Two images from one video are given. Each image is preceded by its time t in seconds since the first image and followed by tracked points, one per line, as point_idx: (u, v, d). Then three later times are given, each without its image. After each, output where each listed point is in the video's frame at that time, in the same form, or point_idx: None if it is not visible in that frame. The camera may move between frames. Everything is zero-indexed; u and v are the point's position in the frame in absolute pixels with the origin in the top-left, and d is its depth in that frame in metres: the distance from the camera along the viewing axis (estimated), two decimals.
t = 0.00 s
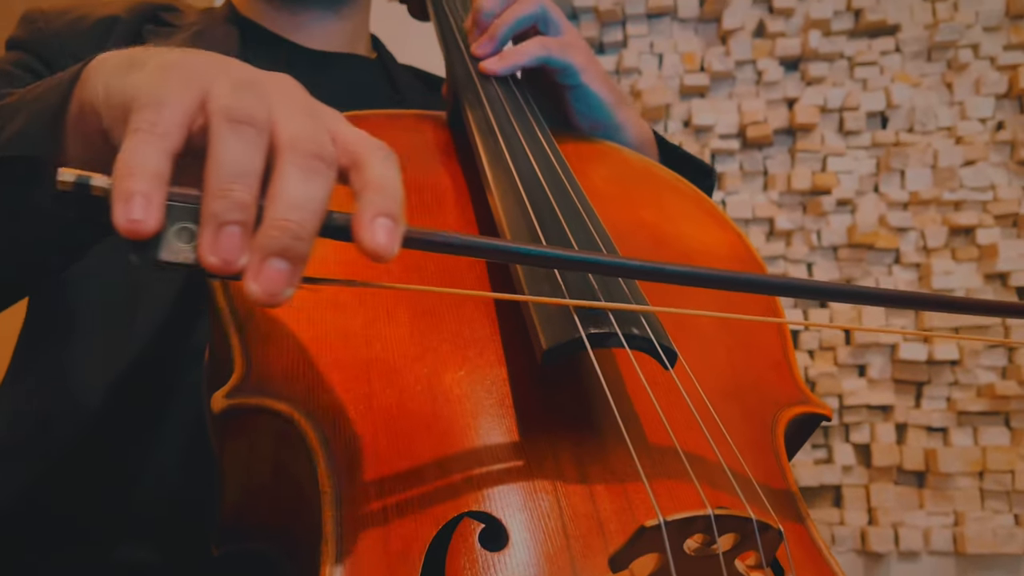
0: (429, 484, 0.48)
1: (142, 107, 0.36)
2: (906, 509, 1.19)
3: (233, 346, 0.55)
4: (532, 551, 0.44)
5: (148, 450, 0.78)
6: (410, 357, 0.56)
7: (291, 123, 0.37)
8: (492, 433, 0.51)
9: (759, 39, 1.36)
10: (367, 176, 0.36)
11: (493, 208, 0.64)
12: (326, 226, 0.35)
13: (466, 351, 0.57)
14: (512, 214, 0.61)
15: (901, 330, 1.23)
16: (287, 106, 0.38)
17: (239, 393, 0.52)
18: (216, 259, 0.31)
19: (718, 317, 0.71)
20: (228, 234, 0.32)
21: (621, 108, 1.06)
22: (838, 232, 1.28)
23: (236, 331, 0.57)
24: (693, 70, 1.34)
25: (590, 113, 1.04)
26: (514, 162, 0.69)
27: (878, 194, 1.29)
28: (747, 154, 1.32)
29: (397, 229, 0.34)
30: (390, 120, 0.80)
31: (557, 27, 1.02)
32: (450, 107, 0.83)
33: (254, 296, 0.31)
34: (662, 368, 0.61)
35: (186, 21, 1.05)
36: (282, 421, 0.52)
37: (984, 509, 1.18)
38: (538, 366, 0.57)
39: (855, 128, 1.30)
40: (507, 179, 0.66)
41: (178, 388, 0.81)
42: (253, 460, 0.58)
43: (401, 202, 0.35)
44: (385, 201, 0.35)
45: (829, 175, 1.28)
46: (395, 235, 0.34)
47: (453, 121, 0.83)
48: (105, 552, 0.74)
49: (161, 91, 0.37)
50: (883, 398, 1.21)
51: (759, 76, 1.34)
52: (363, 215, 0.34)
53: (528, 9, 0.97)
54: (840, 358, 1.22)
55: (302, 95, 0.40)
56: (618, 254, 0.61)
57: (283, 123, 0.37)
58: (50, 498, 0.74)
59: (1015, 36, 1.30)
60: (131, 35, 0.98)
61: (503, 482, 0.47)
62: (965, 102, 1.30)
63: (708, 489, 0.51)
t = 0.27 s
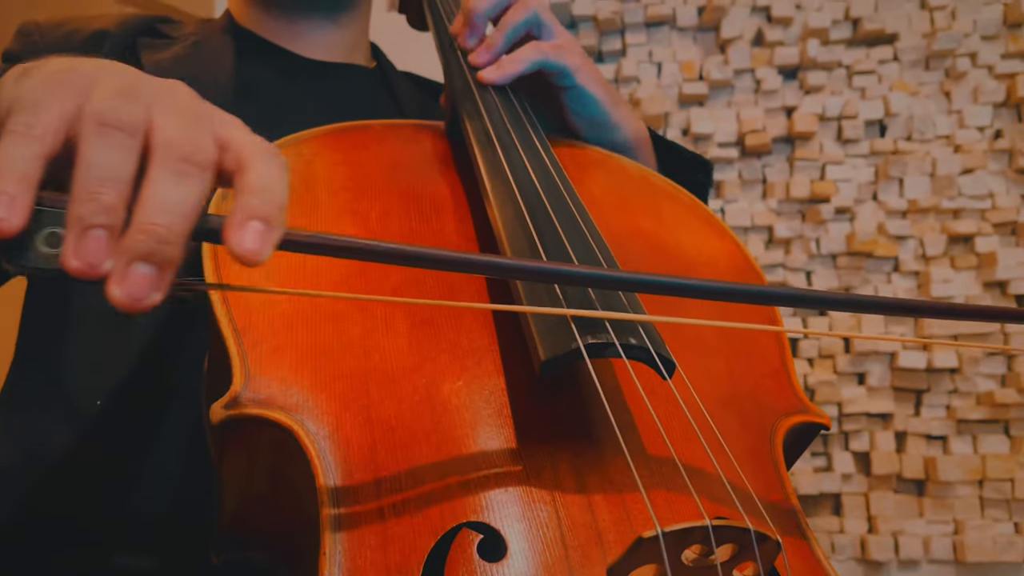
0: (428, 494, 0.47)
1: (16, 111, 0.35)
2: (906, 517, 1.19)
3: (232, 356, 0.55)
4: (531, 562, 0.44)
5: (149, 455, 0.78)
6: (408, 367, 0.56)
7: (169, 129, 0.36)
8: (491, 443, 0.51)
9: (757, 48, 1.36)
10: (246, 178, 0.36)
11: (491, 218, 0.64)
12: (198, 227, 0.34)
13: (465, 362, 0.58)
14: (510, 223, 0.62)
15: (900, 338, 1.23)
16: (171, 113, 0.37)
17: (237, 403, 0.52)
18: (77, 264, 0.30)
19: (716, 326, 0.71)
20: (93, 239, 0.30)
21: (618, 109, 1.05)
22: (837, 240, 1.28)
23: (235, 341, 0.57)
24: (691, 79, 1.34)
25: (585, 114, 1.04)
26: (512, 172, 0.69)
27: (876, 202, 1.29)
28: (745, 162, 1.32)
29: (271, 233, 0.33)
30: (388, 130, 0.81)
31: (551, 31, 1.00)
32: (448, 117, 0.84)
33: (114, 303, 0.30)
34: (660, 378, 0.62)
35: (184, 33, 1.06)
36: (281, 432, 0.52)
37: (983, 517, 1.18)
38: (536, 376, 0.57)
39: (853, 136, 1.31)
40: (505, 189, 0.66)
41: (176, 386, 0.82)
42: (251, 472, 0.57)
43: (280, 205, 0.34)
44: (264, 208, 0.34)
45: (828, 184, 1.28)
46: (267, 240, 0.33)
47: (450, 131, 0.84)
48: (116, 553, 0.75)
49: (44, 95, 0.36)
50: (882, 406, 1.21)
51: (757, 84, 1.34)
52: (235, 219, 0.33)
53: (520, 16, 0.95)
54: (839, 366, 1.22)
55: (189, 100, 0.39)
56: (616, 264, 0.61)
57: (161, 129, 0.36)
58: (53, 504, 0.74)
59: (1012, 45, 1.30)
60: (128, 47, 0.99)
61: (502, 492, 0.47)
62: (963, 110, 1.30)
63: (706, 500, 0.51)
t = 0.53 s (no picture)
0: (429, 510, 0.48)
1: None
2: (908, 527, 1.18)
3: (232, 371, 0.55)
4: None
5: (145, 461, 0.80)
6: (409, 381, 0.56)
7: (31, 130, 0.36)
8: (492, 457, 0.51)
9: (757, 59, 1.37)
10: (110, 182, 0.36)
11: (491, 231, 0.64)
12: (52, 231, 0.35)
13: (465, 376, 0.58)
14: (510, 236, 0.62)
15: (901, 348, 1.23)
16: (37, 113, 0.37)
17: (238, 417, 0.52)
18: None
19: (717, 338, 0.71)
20: None
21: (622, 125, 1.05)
22: (838, 250, 1.28)
23: (236, 356, 0.57)
24: (692, 89, 1.34)
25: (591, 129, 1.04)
26: (512, 185, 0.69)
27: (877, 212, 1.29)
28: (746, 172, 1.33)
29: (127, 246, 0.34)
30: (388, 143, 0.81)
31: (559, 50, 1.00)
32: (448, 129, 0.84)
33: None
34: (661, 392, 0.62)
35: (181, 48, 1.07)
36: (282, 447, 0.52)
37: (986, 528, 1.17)
38: (536, 390, 0.57)
39: (853, 146, 1.31)
40: (505, 202, 0.66)
41: (171, 392, 0.82)
42: (252, 487, 0.57)
43: (140, 215, 0.35)
44: (125, 218, 0.34)
45: (828, 194, 1.28)
46: (122, 253, 0.34)
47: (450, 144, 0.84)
48: (113, 558, 0.76)
49: None
50: (884, 415, 1.21)
51: (758, 95, 1.35)
52: (89, 228, 0.34)
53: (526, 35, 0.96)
54: (840, 376, 1.22)
55: (62, 99, 0.39)
56: (615, 277, 0.61)
57: (21, 129, 0.36)
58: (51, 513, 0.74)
59: (1012, 55, 1.31)
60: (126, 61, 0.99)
61: (503, 507, 0.47)
62: (962, 120, 1.30)
63: (709, 516, 0.51)
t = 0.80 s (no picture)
0: (425, 527, 0.48)
1: None
2: (909, 538, 1.18)
3: (228, 387, 0.55)
4: None
5: (143, 467, 0.79)
6: (405, 397, 0.56)
7: None
8: (489, 473, 0.51)
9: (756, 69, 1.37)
10: None
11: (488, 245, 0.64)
12: None
13: (462, 391, 0.58)
14: (506, 251, 0.62)
15: (901, 357, 1.23)
16: None
17: (234, 434, 0.52)
18: None
19: (714, 352, 0.71)
20: None
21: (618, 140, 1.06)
22: (837, 260, 1.28)
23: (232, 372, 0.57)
24: (690, 99, 1.35)
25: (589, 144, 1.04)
26: (508, 199, 0.69)
27: (876, 222, 1.29)
28: (745, 183, 1.33)
29: (14, 277, 0.35)
30: (385, 157, 0.81)
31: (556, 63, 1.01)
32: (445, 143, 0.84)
33: None
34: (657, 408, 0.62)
35: (177, 62, 1.07)
36: (278, 464, 0.52)
37: (986, 538, 1.17)
38: (532, 406, 0.57)
39: (852, 156, 1.31)
40: (502, 217, 0.66)
41: (167, 404, 0.82)
42: (249, 504, 0.57)
43: (27, 244, 0.36)
44: (11, 247, 0.35)
45: (827, 204, 1.28)
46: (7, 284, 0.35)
47: (447, 157, 0.84)
48: (109, 568, 0.77)
49: None
50: (883, 425, 1.21)
51: (756, 105, 1.35)
52: None
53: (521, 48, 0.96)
54: (840, 386, 1.22)
55: None
56: (612, 291, 0.61)
57: None
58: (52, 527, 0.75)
59: (1010, 66, 1.31)
60: (119, 79, 1.00)
61: (500, 524, 0.48)
62: (961, 131, 1.30)
63: (703, 532, 0.51)
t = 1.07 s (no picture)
0: (418, 546, 0.48)
1: None
2: (906, 550, 1.18)
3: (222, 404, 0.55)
4: None
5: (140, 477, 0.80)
6: (399, 413, 0.57)
7: None
8: (482, 490, 0.51)
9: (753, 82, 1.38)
10: None
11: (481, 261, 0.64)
12: None
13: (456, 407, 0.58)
14: (499, 268, 0.62)
15: (897, 370, 1.23)
16: None
17: (228, 452, 0.52)
18: None
19: (709, 365, 0.71)
20: None
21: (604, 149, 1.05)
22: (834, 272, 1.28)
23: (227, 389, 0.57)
24: (687, 112, 1.35)
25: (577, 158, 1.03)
26: (502, 215, 0.69)
27: (872, 234, 1.30)
28: (742, 195, 1.33)
29: None
30: (381, 172, 0.82)
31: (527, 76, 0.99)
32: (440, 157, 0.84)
33: None
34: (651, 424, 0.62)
35: (174, 79, 1.08)
36: (271, 482, 0.52)
37: (984, 551, 1.16)
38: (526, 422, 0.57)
39: (848, 168, 1.31)
40: (495, 233, 0.66)
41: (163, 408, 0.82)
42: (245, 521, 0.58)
43: None
44: None
45: (824, 216, 1.29)
46: None
47: (443, 172, 0.85)
48: None
49: None
50: (880, 438, 1.21)
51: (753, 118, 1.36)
52: None
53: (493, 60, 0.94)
54: (837, 399, 1.23)
55: None
56: (604, 307, 0.62)
57: None
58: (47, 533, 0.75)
59: (1005, 78, 1.31)
60: (114, 99, 1.01)
61: (493, 543, 0.48)
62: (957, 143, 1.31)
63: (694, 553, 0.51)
